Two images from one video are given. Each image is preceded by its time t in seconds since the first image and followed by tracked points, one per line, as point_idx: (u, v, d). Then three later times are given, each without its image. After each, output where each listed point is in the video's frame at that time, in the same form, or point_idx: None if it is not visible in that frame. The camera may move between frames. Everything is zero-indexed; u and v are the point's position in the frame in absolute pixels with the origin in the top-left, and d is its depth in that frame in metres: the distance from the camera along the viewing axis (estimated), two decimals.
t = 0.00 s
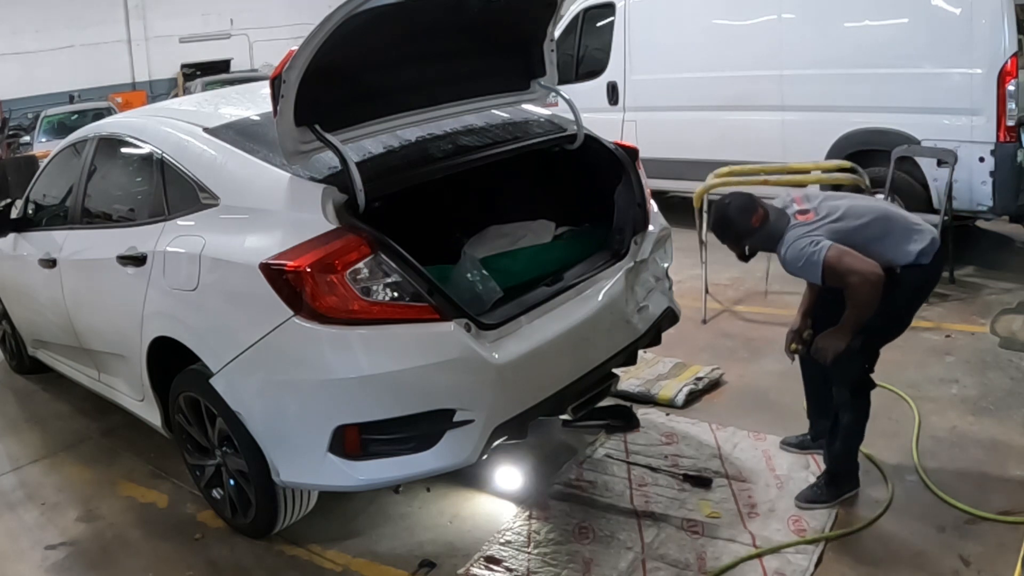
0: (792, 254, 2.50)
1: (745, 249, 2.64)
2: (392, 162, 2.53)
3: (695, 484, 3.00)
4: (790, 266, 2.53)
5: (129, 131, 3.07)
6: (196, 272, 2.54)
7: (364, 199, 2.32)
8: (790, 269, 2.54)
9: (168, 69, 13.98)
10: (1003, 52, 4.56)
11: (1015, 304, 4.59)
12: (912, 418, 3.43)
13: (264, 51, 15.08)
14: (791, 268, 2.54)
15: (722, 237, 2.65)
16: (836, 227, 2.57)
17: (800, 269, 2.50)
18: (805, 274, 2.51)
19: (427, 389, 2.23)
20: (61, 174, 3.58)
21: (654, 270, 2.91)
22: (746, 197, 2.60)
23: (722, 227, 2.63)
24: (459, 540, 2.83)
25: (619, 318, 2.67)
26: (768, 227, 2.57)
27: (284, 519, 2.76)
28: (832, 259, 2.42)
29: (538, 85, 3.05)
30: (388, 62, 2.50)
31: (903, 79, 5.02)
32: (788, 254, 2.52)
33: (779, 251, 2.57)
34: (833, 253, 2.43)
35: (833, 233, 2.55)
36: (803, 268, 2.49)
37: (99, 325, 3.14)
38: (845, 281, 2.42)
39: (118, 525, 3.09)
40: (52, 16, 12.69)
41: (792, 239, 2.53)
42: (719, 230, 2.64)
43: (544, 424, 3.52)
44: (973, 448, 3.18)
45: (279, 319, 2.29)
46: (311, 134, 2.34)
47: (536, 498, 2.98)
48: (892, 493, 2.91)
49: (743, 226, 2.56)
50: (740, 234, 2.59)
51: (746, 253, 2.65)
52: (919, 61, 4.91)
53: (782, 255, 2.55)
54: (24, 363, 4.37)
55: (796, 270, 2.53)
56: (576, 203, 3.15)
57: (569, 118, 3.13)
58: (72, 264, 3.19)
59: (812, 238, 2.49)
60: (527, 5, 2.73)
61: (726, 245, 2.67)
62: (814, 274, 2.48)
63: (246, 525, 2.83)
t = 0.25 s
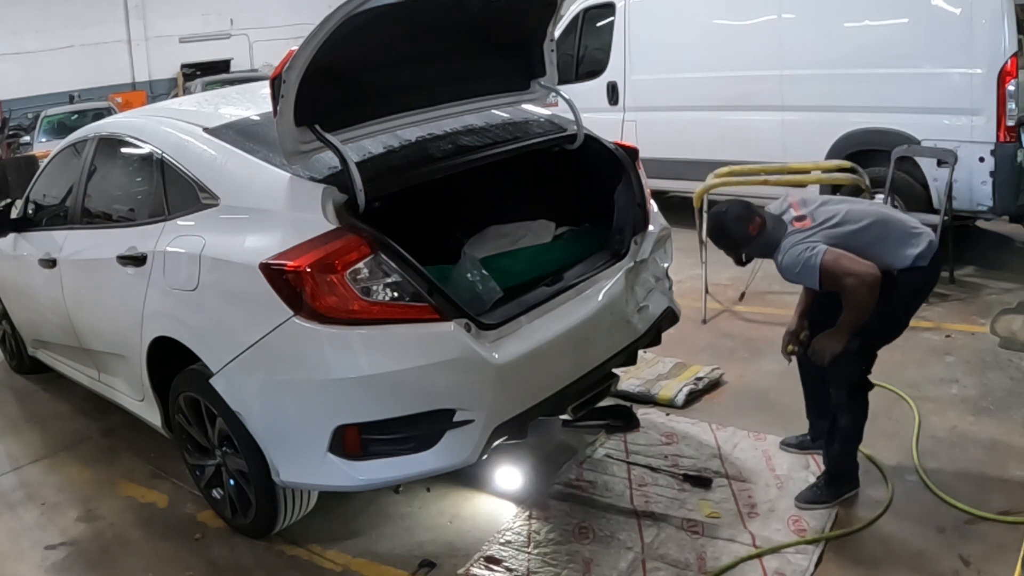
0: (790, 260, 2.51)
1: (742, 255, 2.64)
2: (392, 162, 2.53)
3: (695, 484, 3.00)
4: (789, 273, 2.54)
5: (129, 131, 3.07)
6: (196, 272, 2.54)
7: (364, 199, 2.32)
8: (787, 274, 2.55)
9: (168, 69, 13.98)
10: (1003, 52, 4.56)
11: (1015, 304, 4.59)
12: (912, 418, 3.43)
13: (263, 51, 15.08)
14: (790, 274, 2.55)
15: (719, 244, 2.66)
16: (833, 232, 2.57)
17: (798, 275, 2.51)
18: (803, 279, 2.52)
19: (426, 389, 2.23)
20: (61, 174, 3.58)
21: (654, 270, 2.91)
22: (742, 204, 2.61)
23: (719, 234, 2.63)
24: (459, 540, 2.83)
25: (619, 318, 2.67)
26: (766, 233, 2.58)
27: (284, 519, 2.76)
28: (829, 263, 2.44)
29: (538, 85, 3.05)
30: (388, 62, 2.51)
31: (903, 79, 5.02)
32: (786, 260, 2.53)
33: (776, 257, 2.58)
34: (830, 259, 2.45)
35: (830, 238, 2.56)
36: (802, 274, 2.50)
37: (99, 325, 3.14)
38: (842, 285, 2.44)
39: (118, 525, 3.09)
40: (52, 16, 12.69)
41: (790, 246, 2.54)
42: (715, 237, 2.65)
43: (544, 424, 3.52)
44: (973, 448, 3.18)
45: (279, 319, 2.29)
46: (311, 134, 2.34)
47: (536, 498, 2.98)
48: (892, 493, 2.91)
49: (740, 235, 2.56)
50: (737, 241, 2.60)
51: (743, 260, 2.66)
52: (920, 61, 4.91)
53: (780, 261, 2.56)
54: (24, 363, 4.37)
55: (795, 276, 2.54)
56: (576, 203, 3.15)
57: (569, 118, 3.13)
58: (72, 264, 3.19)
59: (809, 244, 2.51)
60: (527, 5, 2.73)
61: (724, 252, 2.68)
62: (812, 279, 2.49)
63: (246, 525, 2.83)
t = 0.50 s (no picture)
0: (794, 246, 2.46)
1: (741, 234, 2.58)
2: (391, 162, 2.53)
3: (695, 484, 3.00)
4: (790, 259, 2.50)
5: (129, 131, 3.07)
6: (196, 272, 2.54)
7: (364, 199, 2.32)
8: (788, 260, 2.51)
9: (168, 69, 13.98)
10: (1003, 52, 4.56)
11: (1016, 304, 4.59)
12: (912, 417, 3.43)
13: (263, 51, 15.08)
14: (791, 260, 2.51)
15: (715, 224, 2.59)
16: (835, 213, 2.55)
17: (800, 261, 2.47)
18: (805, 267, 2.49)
19: (426, 389, 2.23)
20: (61, 174, 3.58)
21: (654, 270, 2.91)
22: (742, 184, 2.55)
23: (717, 213, 2.57)
24: (459, 540, 2.83)
25: (619, 318, 2.67)
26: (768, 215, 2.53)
27: (284, 519, 2.76)
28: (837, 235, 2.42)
29: (538, 85, 3.05)
30: (388, 62, 2.51)
31: (903, 79, 5.02)
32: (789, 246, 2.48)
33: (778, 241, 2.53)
34: (835, 250, 2.42)
35: (833, 224, 2.53)
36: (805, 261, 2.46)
37: (99, 325, 3.14)
38: (846, 282, 2.43)
39: (118, 525, 3.09)
40: (52, 16, 12.69)
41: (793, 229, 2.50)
42: (713, 216, 2.58)
43: (544, 424, 3.52)
44: (973, 448, 3.18)
45: (279, 319, 2.29)
46: (311, 134, 2.34)
47: (536, 498, 2.98)
48: (892, 493, 2.91)
49: (742, 209, 2.52)
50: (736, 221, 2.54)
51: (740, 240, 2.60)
52: (920, 61, 4.92)
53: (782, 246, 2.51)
54: (24, 363, 4.37)
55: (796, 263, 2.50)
56: (576, 203, 3.15)
57: (569, 118, 3.13)
58: (72, 264, 3.19)
59: (813, 228, 2.46)
60: (527, 5, 2.73)
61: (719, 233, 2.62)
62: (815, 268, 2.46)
63: (246, 525, 2.83)
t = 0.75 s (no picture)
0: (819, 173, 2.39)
1: (758, 151, 2.47)
2: (391, 162, 2.53)
3: (695, 484, 3.00)
4: (809, 190, 2.41)
5: (129, 131, 3.07)
6: (196, 272, 2.54)
7: (364, 199, 2.32)
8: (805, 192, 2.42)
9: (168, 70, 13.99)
10: (1003, 52, 4.56)
11: (1015, 304, 4.59)
12: (912, 417, 3.43)
13: (264, 51, 15.08)
14: (808, 193, 2.42)
15: (731, 142, 2.47)
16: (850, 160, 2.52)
17: (821, 191, 2.39)
18: (823, 204, 2.41)
19: (426, 389, 2.23)
20: (61, 174, 3.58)
21: (654, 270, 2.91)
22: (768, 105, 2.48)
23: (737, 128, 2.45)
24: (458, 540, 2.83)
25: (619, 318, 2.67)
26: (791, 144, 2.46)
27: (284, 519, 2.76)
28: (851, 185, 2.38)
29: (538, 85, 3.05)
30: (388, 62, 2.51)
31: (903, 79, 5.02)
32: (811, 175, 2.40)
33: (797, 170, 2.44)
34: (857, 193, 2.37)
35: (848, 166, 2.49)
36: (826, 194, 2.39)
37: (99, 325, 3.14)
38: (857, 236, 2.39)
39: (118, 525, 3.09)
40: (52, 16, 12.69)
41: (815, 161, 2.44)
42: (732, 129, 2.46)
43: (544, 424, 3.52)
44: (973, 448, 3.18)
45: (279, 319, 2.29)
46: (311, 134, 2.34)
47: (536, 498, 2.98)
48: (892, 493, 2.91)
49: (766, 119, 2.44)
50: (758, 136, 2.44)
51: (755, 161, 2.48)
52: (920, 61, 4.91)
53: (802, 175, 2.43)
54: (24, 363, 4.37)
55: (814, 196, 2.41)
56: (576, 203, 3.15)
57: (569, 118, 3.13)
58: (72, 264, 3.19)
59: (836, 162, 2.41)
60: (527, 5, 2.73)
61: (732, 152, 2.49)
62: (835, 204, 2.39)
63: (246, 525, 2.83)
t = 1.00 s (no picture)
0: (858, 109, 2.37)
1: (801, 70, 2.46)
2: (391, 162, 2.53)
3: (695, 484, 3.00)
4: (842, 122, 2.38)
5: (129, 131, 3.07)
6: (196, 272, 2.54)
7: (364, 199, 2.32)
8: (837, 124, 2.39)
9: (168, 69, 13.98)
10: (1003, 52, 4.56)
11: (1015, 304, 4.59)
12: (912, 417, 3.43)
13: (263, 51, 15.08)
14: (840, 126, 2.39)
15: (778, 55, 2.46)
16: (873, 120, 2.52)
17: (853, 126, 2.36)
18: (850, 143, 2.37)
19: (426, 390, 2.23)
20: (61, 174, 3.58)
21: (654, 270, 2.91)
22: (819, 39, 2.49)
23: (787, 41, 2.44)
24: (458, 540, 2.83)
25: (618, 318, 2.67)
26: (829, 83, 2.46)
27: (284, 519, 2.76)
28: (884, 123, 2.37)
29: (538, 85, 3.05)
30: (388, 62, 2.51)
31: (903, 79, 5.02)
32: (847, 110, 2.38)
33: (833, 103, 2.42)
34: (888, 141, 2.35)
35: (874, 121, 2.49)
36: (857, 133, 2.35)
37: (99, 325, 3.14)
38: (881, 185, 2.35)
39: (118, 525, 3.09)
40: (52, 16, 12.69)
41: (852, 99, 2.42)
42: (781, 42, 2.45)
43: (544, 424, 3.52)
44: (973, 448, 3.18)
45: (280, 319, 2.29)
46: (311, 134, 2.34)
47: (536, 498, 2.98)
48: (891, 493, 2.91)
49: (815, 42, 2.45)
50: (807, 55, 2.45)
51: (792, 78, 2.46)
52: (920, 61, 4.92)
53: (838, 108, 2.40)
54: (24, 363, 4.37)
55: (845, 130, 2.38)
56: (576, 203, 3.16)
57: (569, 118, 3.13)
58: (72, 264, 3.19)
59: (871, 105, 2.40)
60: (527, 5, 2.73)
61: (775, 63, 2.47)
62: (863, 144, 2.35)
63: (246, 525, 2.83)
